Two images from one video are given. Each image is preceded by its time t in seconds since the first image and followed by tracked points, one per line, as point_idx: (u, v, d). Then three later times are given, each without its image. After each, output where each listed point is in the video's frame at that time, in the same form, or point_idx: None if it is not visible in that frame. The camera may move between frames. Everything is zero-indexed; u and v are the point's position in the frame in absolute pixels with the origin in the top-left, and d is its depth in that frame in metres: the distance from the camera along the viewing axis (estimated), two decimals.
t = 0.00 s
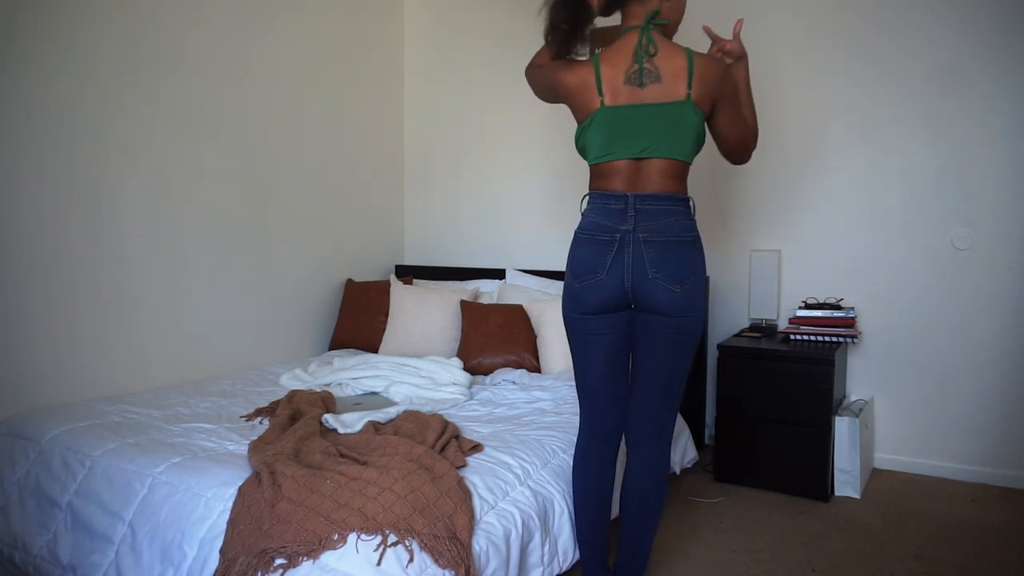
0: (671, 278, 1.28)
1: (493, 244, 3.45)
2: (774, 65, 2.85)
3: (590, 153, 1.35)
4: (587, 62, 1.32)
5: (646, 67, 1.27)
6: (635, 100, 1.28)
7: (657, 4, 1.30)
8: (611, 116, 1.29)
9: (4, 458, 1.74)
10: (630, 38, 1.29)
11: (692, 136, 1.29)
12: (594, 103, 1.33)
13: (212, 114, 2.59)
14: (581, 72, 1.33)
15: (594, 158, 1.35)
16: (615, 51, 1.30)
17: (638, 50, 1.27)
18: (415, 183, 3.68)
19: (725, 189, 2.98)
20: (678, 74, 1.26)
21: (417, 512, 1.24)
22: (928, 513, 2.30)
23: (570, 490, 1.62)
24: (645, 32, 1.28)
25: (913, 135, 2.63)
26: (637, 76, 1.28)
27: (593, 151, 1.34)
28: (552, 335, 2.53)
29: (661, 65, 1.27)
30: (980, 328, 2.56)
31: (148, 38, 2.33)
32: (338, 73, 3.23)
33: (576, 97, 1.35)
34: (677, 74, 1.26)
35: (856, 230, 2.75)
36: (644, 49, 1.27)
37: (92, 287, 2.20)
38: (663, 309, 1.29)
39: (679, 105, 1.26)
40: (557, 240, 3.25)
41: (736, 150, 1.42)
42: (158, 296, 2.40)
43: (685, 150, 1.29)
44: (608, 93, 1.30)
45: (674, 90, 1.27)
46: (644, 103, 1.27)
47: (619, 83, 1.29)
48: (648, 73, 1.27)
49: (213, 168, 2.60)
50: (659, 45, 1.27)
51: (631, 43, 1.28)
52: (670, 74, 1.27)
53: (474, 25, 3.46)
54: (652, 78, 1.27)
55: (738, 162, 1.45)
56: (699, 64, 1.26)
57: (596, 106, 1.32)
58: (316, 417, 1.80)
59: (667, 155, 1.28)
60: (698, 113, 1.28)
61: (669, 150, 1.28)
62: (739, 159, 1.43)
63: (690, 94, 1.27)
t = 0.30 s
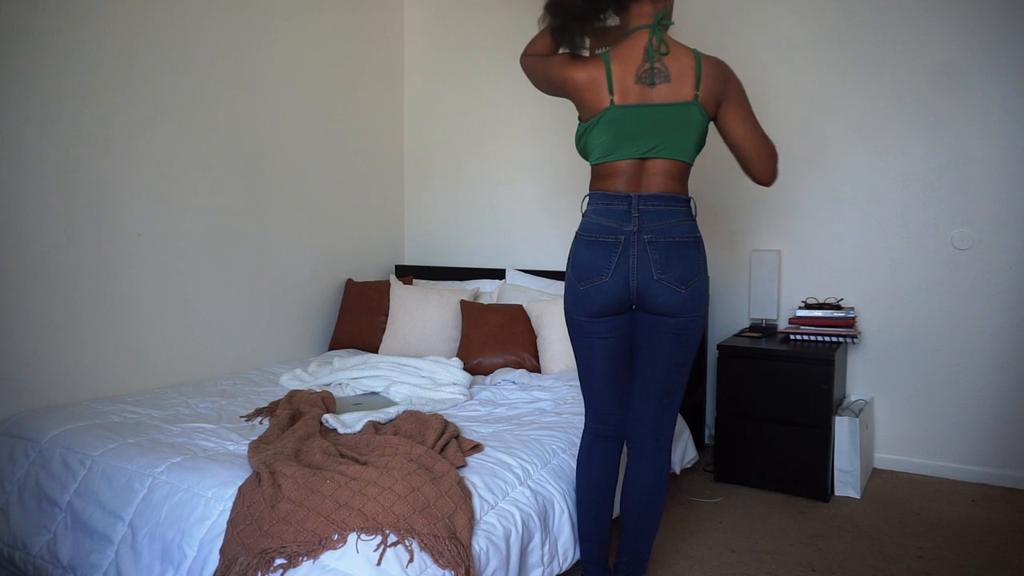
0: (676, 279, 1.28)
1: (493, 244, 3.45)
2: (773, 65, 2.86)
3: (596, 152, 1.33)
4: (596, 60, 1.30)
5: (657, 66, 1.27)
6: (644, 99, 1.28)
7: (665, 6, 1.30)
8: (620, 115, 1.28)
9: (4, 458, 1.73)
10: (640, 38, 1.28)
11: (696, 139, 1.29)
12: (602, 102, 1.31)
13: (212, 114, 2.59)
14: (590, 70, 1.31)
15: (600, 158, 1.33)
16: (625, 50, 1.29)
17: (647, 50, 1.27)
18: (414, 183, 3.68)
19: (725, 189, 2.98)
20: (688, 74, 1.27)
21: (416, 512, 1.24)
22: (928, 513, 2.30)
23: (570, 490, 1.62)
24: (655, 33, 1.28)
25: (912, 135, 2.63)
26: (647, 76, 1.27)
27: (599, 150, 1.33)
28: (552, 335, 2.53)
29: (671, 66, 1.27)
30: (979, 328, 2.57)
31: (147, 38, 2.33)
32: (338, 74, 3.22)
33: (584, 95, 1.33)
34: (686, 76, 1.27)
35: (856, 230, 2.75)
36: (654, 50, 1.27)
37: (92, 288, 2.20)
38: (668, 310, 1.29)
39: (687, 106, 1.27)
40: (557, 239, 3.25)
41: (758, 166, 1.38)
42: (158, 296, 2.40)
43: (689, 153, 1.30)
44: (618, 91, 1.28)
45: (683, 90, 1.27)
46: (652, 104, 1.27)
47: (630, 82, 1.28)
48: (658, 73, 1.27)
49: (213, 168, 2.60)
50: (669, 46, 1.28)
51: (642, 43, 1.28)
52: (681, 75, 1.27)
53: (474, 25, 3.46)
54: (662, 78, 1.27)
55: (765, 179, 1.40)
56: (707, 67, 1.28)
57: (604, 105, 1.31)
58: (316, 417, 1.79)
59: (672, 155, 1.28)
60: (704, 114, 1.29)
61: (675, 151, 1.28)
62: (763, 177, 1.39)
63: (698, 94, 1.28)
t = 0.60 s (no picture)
0: (678, 279, 1.28)
1: (493, 244, 3.45)
2: (772, 65, 2.86)
3: (597, 152, 1.33)
4: (596, 61, 1.31)
5: (658, 66, 1.27)
6: (645, 99, 1.27)
7: (665, 5, 1.30)
8: (620, 115, 1.28)
9: (4, 458, 1.73)
10: (640, 38, 1.28)
11: (699, 137, 1.30)
12: (602, 101, 1.31)
13: (212, 114, 2.59)
14: (590, 70, 1.31)
15: (600, 158, 1.33)
16: (625, 50, 1.29)
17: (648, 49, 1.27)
18: (414, 183, 3.68)
19: (725, 189, 2.98)
20: (689, 72, 1.27)
21: (416, 512, 1.24)
22: (928, 513, 2.30)
23: (571, 490, 1.62)
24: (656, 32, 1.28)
25: (913, 135, 2.63)
26: (647, 75, 1.27)
27: (600, 150, 1.33)
28: (552, 335, 2.53)
29: (672, 65, 1.27)
30: (979, 327, 2.57)
31: (147, 38, 2.33)
32: (338, 74, 3.23)
33: (584, 95, 1.33)
34: (687, 75, 1.27)
35: (856, 230, 2.75)
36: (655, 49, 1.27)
37: (92, 288, 2.20)
38: (669, 311, 1.29)
39: (688, 105, 1.27)
40: (557, 239, 3.25)
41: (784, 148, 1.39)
42: (158, 296, 2.40)
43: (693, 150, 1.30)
44: (618, 90, 1.28)
45: (684, 89, 1.27)
46: (653, 103, 1.27)
47: (630, 81, 1.28)
48: (659, 72, 1.27)
49: (213, 168, 2.60)
50: (669, 45, 1.27)
51: (642, 43, 1.28)
52: (681, 74, 1.27)
53: (473, 25, 3.46)
54: (663, 77, 1.27)
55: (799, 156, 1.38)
56: (708, 66, 1.28)
57: (604, 104, 1.31)
58: (316, 417, 1.79)
59: (674, 154, 1.28)
60: (705, 113, 1.29)
61: (676, 150, 1.28)
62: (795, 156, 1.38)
63: (699, 93, 1.28)
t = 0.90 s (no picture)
0: (679, 280, 1.27)
1: (493, 244, 3.45)
2: (773, 66, 2.86)
3: (597, 153, 1.34)
4: (594, 61, 1.32)
5: (655, 65, 1.27)
6: (643, 98, 1.28)
7: (666, 2, 1.30)
8: (618, 115, 1.28)
9: (4, 458, 1.73)
10: (638, 38, 1.28)
11: (702, 136, 1.30)
12: (601, 102, 1.32)
13: (212, 114, 2.59)
14: (588, 70, 1.32)
15: (600, 159, 1.34)
16: (623, 50, 1.29)
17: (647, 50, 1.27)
18: (414, 182, 3.68)
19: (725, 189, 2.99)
20: (687, 71, 1.27)
21: (416, 512, 1.24)
22: (928, 513, 2.30)
23: (571, 490, 1.62)
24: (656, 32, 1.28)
25: (913, 135, 2.63)
26: (645, 75, 1.27)
27: (600, 150, 1.33)
28: (552, 335, 2.53)
29: (670, 64, 1.27)
30: (979, 327, 2.57)
31: (147, 38, 2.33)
32: (338, 73, 3.23)
33: (584, 96, 1.34)
34: (686, 73, 1.27)
35: (856, 230, 2.75)
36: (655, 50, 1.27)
37: (92, 288, 2.20)
38: (671, 312, 1.29)
39: (688, 104, 1.26)
40: (557, 239, 3.25)
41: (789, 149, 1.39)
42: (158, 296, 2.40)
43: (697, 150, 1.30)
44: (616, 91, 1.29)
45: (682, 88, 1.27)
46: (653, 103, 1.27)
47: (628, 81, 1.28)
48: (656, 71, 1.27)
49: (213, 168, 2.60)
50: (667, 44, 1.27)
51: (640, 42, 1.28)
52: (680, 73, 1.27)
53: (474, 25, 3.46)
54: (661, 76, 1.27)
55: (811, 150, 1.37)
56: (708, 64, 1.27)
57: (603, 105, 1.31)
58: (316, 417, 1.80)
59: (675, 155, 1.28)
60: (705, 112, 1.28)
61: (676, 149, 1.28)
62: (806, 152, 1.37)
63: (698, 92, 1.27)
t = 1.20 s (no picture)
0: (683, 279, 1.27)
1: (493, 244, 3.45)
2: (773, 66, 2.86)
3: (600, 153, 1.34)
4: (598, 60, 1.31)
5: (659, 65, 1.27)
6: (647, 98, 1.28)
7: (669, 2, 1.30)
8: (622, 114, 1.28)
9: (4, 458, 1.73)
10: (641, 37, 1.28)
11: (705, 135, 1.30)
12: (604, 101, 1.32)
13: (212, 113, 2.59)
14: (592, 69, 1.32)
15: (604, 158, 1.34)
16: (627, 49, 1.29)
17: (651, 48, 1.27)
18: (414, 182, 3.68)
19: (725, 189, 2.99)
20: (691, 70, 1.26)
21: (416, 512, 1.24)
22: (928, 513, 2.30)
23: (571, 490, 1.62)
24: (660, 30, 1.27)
25: (913, 135, 2.63)
26: (648, 74, 1.27)
27: (604, 150, 1.33)
28: (551, 336, 2.53)
29: (674, 63, 1.27)
30: (979, 327, 2.57)
31: (147, 38, 2.33)
32: (338, 73, 3.22)
33: (587, 95, 1.34)
34: (690, 71, 1.26)
35: (856, 230, 2.75)
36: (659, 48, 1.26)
37: (92, 288, 2.20)
38: (674, 312, 1.29)
39: (692, 103, 1.26)
40: (557, 239, 3.25)
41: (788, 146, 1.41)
42: (158, 296, 2.40)
43: (701, 148, 1.30)
44: (620, 90, 1.29)
45: (686, 87, 1.27)
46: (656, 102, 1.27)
47: (631, 81, 1.28)
48: (660, 71, 1.27)
49: (213, 168, 2.60)
50: (670, 44, 1.27)
51: (644, 42, 1.28)
52: (684, 72, 1.26)
53: (474, 25, 3.46)
54: (665, 76, 1.27)
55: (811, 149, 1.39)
56: (712, 62, 1.27)
57: (607, 104, 1.31)
58: (316, 417, 1.80)
59: (679, 154, 1.28)
60: (709, 110, 1.28)
61: (680, 148, 1.28)
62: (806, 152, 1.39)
63: (702, 91, 1.27)
